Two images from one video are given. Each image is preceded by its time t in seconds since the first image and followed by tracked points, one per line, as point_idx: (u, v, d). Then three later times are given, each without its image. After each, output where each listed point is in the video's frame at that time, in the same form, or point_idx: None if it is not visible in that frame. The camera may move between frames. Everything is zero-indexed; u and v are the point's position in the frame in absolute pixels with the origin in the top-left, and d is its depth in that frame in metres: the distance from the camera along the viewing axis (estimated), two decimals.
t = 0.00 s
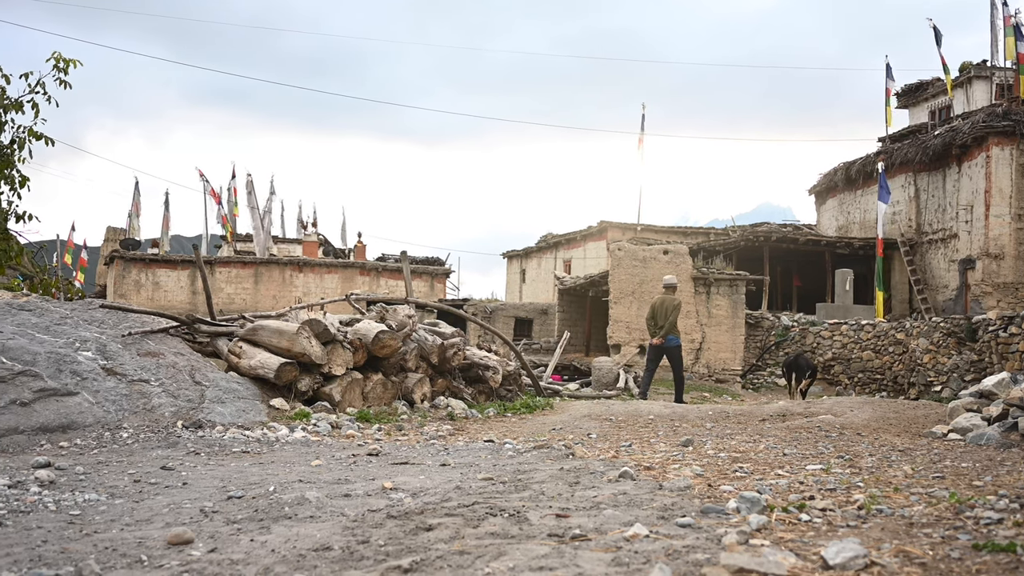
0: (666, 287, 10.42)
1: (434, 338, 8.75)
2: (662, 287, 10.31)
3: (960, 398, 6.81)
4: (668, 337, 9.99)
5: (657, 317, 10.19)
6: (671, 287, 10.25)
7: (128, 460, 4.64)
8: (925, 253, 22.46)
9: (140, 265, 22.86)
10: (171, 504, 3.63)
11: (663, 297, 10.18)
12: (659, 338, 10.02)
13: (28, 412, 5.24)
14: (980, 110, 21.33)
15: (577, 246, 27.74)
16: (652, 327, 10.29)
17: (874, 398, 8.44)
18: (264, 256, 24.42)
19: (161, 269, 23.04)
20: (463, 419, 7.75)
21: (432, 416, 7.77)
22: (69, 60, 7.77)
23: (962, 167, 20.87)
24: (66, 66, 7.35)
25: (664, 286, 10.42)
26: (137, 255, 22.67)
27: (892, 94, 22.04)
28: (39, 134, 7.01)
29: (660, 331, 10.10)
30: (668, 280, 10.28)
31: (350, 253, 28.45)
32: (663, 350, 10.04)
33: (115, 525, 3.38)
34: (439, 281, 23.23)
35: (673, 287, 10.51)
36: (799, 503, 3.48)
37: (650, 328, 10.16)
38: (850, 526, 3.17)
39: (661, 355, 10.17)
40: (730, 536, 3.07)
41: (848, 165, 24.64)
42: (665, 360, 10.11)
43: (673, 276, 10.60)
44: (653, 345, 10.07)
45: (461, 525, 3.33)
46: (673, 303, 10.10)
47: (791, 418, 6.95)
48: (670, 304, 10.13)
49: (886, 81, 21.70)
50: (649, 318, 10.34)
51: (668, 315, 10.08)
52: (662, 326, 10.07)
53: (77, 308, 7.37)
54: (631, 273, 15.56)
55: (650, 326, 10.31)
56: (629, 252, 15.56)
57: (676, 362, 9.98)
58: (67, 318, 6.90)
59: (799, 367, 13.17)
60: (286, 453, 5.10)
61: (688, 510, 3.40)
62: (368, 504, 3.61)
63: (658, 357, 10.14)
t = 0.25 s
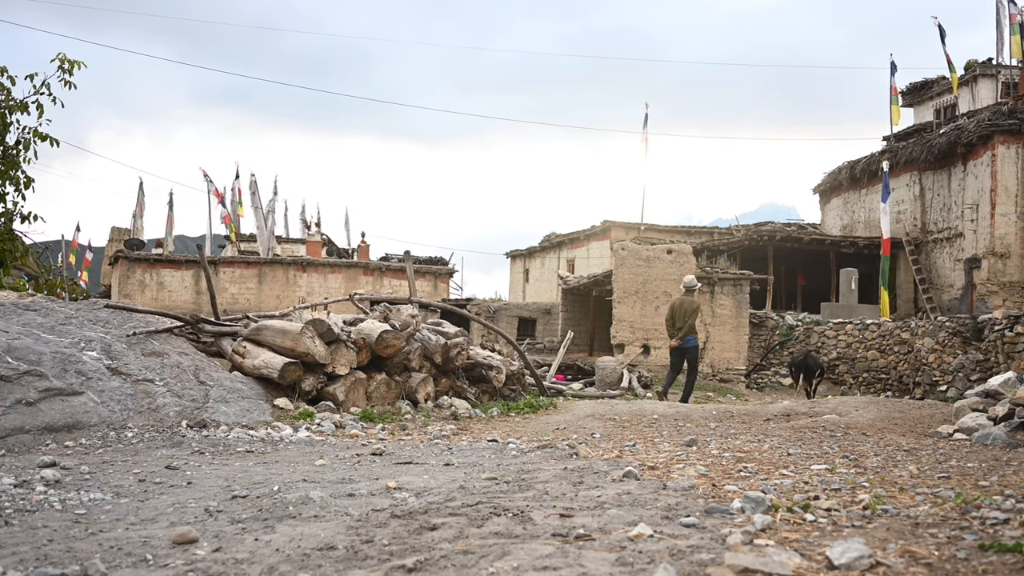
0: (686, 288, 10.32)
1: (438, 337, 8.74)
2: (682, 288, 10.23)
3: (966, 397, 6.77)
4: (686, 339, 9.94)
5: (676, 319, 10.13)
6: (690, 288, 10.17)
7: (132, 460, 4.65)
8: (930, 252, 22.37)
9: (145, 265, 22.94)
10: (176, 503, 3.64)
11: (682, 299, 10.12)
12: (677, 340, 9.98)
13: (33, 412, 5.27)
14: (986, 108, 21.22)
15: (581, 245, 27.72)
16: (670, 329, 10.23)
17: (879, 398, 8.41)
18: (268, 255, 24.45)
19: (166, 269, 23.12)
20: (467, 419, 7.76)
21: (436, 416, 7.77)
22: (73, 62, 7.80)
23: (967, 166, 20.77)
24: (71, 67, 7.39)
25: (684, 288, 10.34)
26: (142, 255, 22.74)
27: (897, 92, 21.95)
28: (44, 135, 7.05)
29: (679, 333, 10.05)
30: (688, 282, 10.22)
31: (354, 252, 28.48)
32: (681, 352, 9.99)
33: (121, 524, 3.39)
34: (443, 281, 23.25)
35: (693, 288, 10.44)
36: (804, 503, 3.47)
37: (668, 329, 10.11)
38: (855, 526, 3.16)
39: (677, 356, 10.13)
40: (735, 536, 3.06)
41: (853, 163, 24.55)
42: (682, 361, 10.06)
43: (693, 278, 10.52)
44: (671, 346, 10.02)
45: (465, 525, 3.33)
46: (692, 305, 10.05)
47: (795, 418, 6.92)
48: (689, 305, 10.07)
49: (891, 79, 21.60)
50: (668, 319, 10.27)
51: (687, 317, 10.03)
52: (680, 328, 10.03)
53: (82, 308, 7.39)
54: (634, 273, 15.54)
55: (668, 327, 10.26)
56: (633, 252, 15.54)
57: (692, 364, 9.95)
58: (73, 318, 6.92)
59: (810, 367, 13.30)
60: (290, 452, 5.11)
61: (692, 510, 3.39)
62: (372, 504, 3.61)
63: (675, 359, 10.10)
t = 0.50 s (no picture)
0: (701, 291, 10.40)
1: (442, 337, 8.74)
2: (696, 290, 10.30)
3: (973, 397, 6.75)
4: (699, 338, 9.94)
5: (690, 320, 10.16)
6: (705, 291, 10.22)
7: (138, 459, 4.67)
8: (937, 251, 22.28)
9: (150, 265, 23.01)
10: (182, 503, 3.64)
11: (696, 301, 10.15)
12: (690, 339, 9.98)
13: (40, 411, 5.29)
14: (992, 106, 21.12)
15: (586, 244, 27.70)
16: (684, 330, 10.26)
17: (884, 398, 8.37)
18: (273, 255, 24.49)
19: (171, 269, 23.19)
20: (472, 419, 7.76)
21: (441, 415, 7.77)
22: (79, 62, 7.83)
23: (974, 164, 20.69)
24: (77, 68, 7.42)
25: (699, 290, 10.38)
26: (147, 255, 22.82)
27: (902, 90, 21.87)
28: (50, 136, 7.09)
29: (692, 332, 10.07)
30: (703, 285, 10.26)
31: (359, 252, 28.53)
32: (692, 352, 9.99)
33: (127, 523, 3.40)
34: (447, 281, 23.27)
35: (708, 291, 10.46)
36: (810, 503, 3.46)
37: (681, 328, 10.13)
38: (862, 526, 3.15)
39: (689, 356, 10.13)
40: (740, 536, 3.06)
41: (858, 163, 24.48)
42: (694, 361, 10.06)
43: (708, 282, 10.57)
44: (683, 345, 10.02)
45: (470, 525, 3.33)
46: (706, 307, 10.06)
47: (801, 418, 6.91)
48: (704, 307, 10.10)
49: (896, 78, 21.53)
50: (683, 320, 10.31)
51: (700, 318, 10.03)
52: (693, 328, 10.05)
53: (88, 308, 7.42)
54: (639, 272, 15.52)
55: (681, 329, 10.28)
56: (637, 251, 15.52)
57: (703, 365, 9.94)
58: (79, 318, 6.95)
59: (819, 366, 13.25)
60: (295, 452, 5.12)
61: (697, 509, 3.37)
62: (377, 503, 3.60)
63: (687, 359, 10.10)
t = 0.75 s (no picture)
0: (718, 293, 10.30)
1: (449, 337, 8.73)
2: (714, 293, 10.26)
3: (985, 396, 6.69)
4: (719, 342, 9.91)
5: (709, 323, 10.11)
6: (722, 293, 10.18)
7: (147, 459, 4.68)
8: (946, 250, 22.16)
9: (158, 265, 23.12)
10: (190, 502, 3.64)
11: (714, 303, 10.08)
12: (710, 343, 9.96)
13: (50, 411, 5.32)
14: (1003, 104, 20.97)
15: (592, 244, 27.67)
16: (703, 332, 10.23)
17: (894, 397, 8.33)
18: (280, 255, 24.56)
19: (179, 269, 23.29)
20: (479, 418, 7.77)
21: (448, 415, 7.78)
22: (87, 64, 7.88)
23: (983, 163, 20.56)
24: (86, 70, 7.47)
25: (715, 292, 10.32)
26: (155, 256, 22.92)
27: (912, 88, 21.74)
28: (59, 137, 7.12)
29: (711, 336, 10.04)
30: (720, 287, 10.21)
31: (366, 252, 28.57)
32: (713, 355, 9.97)
33: (136, 522, 3.41)
34: (454, 280, 23.30)
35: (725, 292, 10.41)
36: (819, 503, 3.44)
37: (701, 333, 10.10)
38: (871, 526, 3.14)
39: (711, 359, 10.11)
40: (748, 536, 3.05)
41: (867, 161, 24.36)
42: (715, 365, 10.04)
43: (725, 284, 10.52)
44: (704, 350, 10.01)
45: (478, 524, 3.33)
46: (725, 309, 10.00)
47: (810, 417, 6.88)
48: (722, 309, 10.02)
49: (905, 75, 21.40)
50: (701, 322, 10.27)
51: (720, 320, 9.97)
52: (713, 332, 10.02)
53: (97, 308, 7.45)
54: (646, 272, 15.47)
55: (701, 332, 10.25)
56: (644, 250, 15.50)
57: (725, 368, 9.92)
58: (87, 318, 6.99)
59: (831, 365, 13.15)
60: (303, 452, 5.13)
61: (705, 509, 3.36)
62: (385, 503, 3.59)
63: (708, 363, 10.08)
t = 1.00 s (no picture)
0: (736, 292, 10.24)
1: (457, 337, 8.73)
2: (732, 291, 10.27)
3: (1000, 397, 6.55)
4: (736, 338, 9.90)
5: (726, 320, 10.10)
6: (739, 291, 10.16)
7: (157, 458, 4.70)
8: (957, 249, 22.04)
9: (167, 266, 23.22)
10: (199, 501, 3.65)
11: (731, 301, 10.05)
12: (727, 340, 9.94)
13: (61, 411, 5.36)
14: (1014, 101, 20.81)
15: (600, 243, 27.64)
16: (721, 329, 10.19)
17: (905, 397, 8.28)
18: (288, 255, 24.63)
19: (188, 270, 23.39)
20: (487, 418, 7.77)
21: (456, 415, 7.78)
22: (96, 65, 7.91)
23: (994, 161, 20.42)
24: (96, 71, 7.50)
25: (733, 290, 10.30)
26: (164, 256, 23.02)
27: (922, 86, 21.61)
28: (69, 138, 7.16)
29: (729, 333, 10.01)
30: (738, 286, 10.19)
31: (373, 252, 28.63)
32: (732, 352, 9.96)
33: (146, 521, 3.43)
34: (462, 280, 23.32)
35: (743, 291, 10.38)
36: (829, 503, 3.42)
37: (719, 330, 10.09)
38: (882, 526, 3.12)
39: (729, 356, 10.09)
40: (758, 536, 3.05)
41: (877, 159, 24.24)
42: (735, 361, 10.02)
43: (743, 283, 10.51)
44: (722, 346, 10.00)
45: (486, 524, 3.33)
46: (742, 306, 9.97)
47: (820, 417, 6.85)
48: (739, 307, 10.00)
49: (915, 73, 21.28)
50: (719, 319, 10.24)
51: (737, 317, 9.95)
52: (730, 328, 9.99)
53: (107, 309, 7.48)
54: (654, 271, 15.46)
55: (719, 329, 10.25)
56: (652, 249, 15.50)
57: (745, 364, 9.89)
58: (97, 318, 7.03)
59: (841, 364, 13.04)
60: (311, 451, 5.14)
61: (714, 509, 3.34)
62: (393, 502, 3.58)
63: (727, 359, 10.06)
